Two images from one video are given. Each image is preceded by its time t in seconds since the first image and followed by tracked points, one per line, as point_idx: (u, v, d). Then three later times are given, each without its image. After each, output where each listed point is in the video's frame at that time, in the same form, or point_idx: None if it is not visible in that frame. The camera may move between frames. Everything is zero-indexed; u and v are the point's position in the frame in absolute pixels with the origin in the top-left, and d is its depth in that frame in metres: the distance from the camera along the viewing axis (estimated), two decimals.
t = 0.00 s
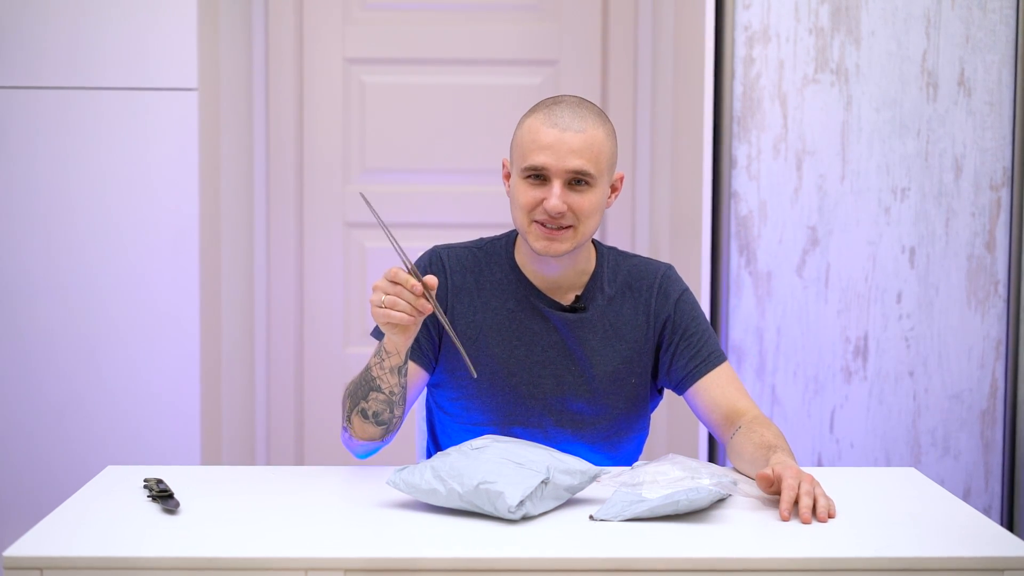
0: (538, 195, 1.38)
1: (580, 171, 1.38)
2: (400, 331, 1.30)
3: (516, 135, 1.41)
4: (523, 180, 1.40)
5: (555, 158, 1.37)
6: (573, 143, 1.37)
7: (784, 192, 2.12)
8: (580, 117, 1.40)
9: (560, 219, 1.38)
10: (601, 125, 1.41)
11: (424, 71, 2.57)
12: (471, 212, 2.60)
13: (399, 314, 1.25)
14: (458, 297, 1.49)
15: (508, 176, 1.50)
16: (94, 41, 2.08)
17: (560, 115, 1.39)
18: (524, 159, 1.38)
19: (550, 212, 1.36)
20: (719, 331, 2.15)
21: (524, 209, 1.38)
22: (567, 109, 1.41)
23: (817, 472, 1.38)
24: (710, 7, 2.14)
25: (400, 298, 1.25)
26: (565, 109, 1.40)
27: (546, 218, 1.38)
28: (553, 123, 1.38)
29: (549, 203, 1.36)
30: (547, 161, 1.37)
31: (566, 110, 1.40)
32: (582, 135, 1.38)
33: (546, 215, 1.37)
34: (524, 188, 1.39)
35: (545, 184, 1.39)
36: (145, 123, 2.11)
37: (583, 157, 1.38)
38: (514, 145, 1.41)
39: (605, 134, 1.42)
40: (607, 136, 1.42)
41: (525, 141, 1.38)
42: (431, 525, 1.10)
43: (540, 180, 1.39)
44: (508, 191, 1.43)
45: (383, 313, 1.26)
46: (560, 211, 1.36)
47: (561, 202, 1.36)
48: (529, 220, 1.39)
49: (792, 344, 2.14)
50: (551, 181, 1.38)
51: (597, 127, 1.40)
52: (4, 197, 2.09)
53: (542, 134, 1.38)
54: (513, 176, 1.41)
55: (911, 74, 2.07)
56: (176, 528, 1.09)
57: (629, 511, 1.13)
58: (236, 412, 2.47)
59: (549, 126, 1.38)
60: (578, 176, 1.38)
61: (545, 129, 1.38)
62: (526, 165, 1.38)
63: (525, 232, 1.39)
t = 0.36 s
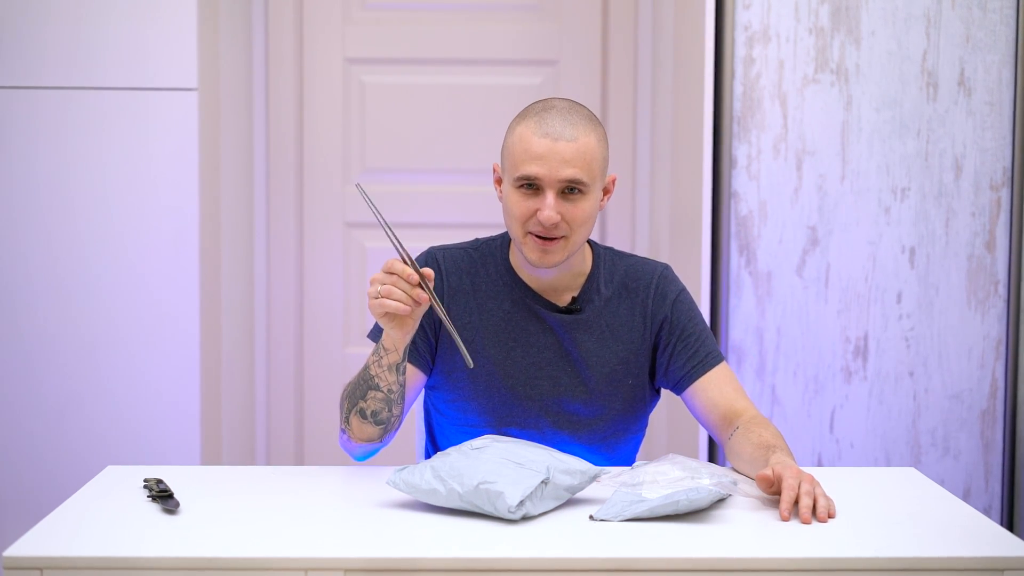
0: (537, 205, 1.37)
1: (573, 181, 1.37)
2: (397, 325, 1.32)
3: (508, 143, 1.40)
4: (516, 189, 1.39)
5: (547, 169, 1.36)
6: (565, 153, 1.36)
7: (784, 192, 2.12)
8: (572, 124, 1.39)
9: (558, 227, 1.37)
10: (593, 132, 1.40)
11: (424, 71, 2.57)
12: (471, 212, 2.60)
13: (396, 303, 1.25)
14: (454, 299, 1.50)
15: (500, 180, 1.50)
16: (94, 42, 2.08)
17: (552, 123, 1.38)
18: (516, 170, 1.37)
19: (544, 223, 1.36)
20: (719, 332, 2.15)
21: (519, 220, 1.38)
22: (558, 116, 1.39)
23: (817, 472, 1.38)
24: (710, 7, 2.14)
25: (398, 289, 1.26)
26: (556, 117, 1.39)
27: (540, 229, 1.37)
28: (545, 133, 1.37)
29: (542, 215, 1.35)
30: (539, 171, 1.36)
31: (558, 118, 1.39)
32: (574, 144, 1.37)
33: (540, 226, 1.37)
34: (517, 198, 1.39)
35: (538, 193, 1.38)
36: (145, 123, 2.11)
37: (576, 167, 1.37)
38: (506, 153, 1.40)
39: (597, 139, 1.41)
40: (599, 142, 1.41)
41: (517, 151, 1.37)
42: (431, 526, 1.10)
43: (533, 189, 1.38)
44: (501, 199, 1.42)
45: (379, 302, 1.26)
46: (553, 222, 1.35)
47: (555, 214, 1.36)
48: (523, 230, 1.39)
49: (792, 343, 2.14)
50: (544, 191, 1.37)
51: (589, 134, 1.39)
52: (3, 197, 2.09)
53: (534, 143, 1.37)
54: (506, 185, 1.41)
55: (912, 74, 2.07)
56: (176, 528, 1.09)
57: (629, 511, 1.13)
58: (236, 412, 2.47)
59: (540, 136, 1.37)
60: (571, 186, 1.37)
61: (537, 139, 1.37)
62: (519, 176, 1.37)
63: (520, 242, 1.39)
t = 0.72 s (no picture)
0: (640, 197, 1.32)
1: (554, 159, 1.37)
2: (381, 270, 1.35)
3: (489, 129, 1.42)
4: (497, 173, 1.39)
5: (529, 149, 1.37)
6: (546, 132, 1.37)
7: (783, 192, 2.12)
8: (552, 107, 1.40)
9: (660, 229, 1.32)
10: (573, 115, 1.41)
11: (425, 72, 2.57)
12: (472, 212, 2.60)
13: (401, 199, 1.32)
14: (437, 290, 1.49)
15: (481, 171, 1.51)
16: (96, 43, 2.09)
17: (533, 106, 1.39)
18: (499, 152, 1.37)
19: (527, 203, 1.36)
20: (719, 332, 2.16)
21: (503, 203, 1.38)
22: (538, 101, 1.41)
23: (816, 472, 1.38)
24: (709, 7, 2.14)
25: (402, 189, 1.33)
26: (537, 102, 1.40)
27: (524, 210, 1.37)
28: (526, 115, 1.38)
29: (525, 194, 1.35)
30: (521, 152, 1.37)
31: (538, 101, 1.40)
32: (554, 125, 1.38)
33: (524, 206, 1.37)
34: (501, 182, 1.39)
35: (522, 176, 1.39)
36: (146, 124, 2.11)
37: (558, 145, 1.37)
38: (488, 140, 1.41)
39: (577, 124, 1.42)
40: (579, 126, 1.42)
41: (500, 134, 1.39)
42: (430, 525, 1.10)
43: (515, 172, 1.38)
44: (485, 186, 1.42)
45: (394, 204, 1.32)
46: (537, 201, 1.35)
47: (538, 193, 1.35)
48: (508, 213, 1.38)
49: (792, 343, 2.14)
50: (527, 173, 1.38)
51: (570, 118, 1.40)
52: (5, 198, 2.10)
53: (515, 126, 1.38)
54: (489, 171, 1.41)
55: (911, 75, 2.07)
56: (177, 528, 1.09)
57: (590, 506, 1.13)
58: (237, 411, 2.47)
59: (521, 119, 1.38)
60: (553, 165, 1.38)
61: (518, 122, 1.38)
62: (502, 158, 1.38)
63: (505, 226, 1.39)
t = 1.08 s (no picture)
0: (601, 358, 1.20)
1: (564, 176, 1.37)
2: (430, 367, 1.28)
3: (500, 135, 1.40)
4: (505, 182, 1.39)
5: (540, 164, 1.35)
6: (559, 149, 1.36)
7: (783, 192, 2.12)
8: (566, 121, 1.38)
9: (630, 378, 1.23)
10: (586, 131, 1.39)
11: (425, 72, 2.57)
12: (472, 212, 2.60)
13: (478, 336, 1.22)
14: (438, 294, 1.50)
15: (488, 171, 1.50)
16: (95, 43, 2.08)
17: (547, 119, 1.37)
18: (509, 164, 1.36)
19: (533, 218, 1.36)
20: (719, 333, 2.16)
21: (508, 213, 1.38)
22: (552, 112, 1.39)
23: (817, 472, 1.38)
24: (710, 7, 2.14)
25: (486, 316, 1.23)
26: (551, 113, 1.38)
27: (528, 224, 1.37)
28: (540, 128, 1.36)
29: (532, 210, 1.35)
30: (532, 166, 1.36)
31: (552, 114, 1.38)
32: (567, 142, 1.36)
33: (528, 219, 1.37)
34: (507, 192, 1.38)
35: (529, 188, 1.38)
36: (145, 124, 2.11)
37: (569, 163, 1.36)
38: (497, 146, 1.40)
39: (589, 139, 1.40)
40: (591, 139, 1.41)
41: (511, 144, 1.37)
42: (430, 525, 1.10)
43: (523, 183, 1.38)
44: (489, 191, 1.42)
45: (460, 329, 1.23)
46: (543, 218, 1.35)
47: (546, 209, 1.35)
48: (511, 224, 1.38)
49: (791, 343, 2.14)
50: (535, 186, 1.37)
51: (582, 133, 1.39)
52: (4, 198, 2.10)
53: (528, 139, 1.36)
54: (496, 178, 1.40)
55: (912, 75, 2.07)
56: (177, 528, 1.09)
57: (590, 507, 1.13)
58: (237, 412, 2.47)
59: (534, 131, 1.36)
60: (563, 181, 1.37)
61: (531, 134, 1.36)
62: (511, 169, 1.37)
63: (506, 235, 1.39)
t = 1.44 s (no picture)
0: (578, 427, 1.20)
1: (573, 176, 1.36)
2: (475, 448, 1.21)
3: (509, 133, 1.40)
4: (513, 180, 1.39)
5: (549, 162, 1.35)
6: (568, 148, 1.36)
7: (784, 192, 2.12)
8: (576, 120, 1.38)
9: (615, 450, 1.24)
10: (595, 131, 1.39)
11: (425, 72, 2.57)
12: (472, 212, 2.60)
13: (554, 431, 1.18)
14: (444, 295, 1.50)
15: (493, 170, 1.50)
16: (96, 43, 2.08)
17: (556, 117, 1.37)
18: (518, 161, 1.36)
19: (540, 216, 1.36)
20: (719, 333, 2.16)
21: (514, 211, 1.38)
22: (562, 111, 1.39)
23: (815, 472, 1.38)
24: (710, 7, 2.14)
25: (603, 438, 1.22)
26: (561, 112, 1.38)
27: (535, 222, 1.37)
28: (550, 126, 1.36)
29: (539, 208, 1.35)
30: (541, 164, 1.36)
31: (562, 113, 1.38)
32: (577, 141, 1.36)
33: (535, 218, 1.37)
34: (515, 190, 1.38)
35: (537, 186, 1.38)
36: (146, 124, 2.11)
37: (578, 162, 1.36)
38: (506, 144, 1.40)
39: (597, 139, 1.40)
40: (599, 140, 1.41)
41: (520, 142, 1.37)
42: (429, 525, 1.10)
43: (530, 181, 1.38)
44: (497, 188, 1.42)
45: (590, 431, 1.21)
46: (550, 216, 1.35)
47: (553, 208, 1.35)
48: (517, 222, 1.38)
49: (792, 343, 2.14)
50: (543, 185, 1.37)
51: (591, 134, 1.39)
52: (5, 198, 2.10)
53: (537, 136, 1.36)
54: (504, 176, 1.40)
55: (912, 74, 2.07)
56: (176, 528, 1.09)
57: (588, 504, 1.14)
58: (237, 412, 2.47)
59: (544, 129, 1.36)
60: (571, 181, 1.37)
61: (540, 132, 1.36)
62: (520, 167, 1.37)
63: (512, 233, 1.39)
